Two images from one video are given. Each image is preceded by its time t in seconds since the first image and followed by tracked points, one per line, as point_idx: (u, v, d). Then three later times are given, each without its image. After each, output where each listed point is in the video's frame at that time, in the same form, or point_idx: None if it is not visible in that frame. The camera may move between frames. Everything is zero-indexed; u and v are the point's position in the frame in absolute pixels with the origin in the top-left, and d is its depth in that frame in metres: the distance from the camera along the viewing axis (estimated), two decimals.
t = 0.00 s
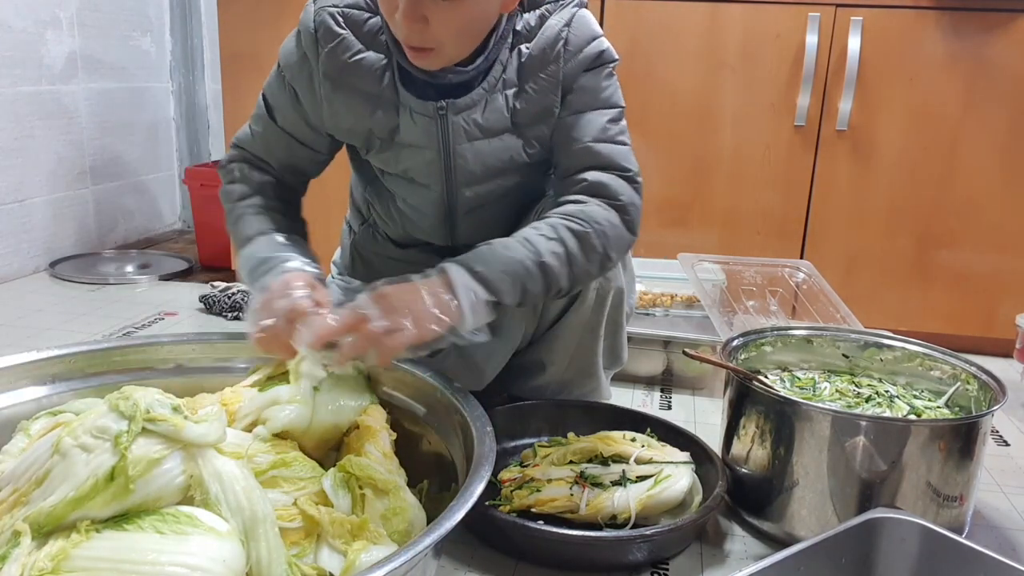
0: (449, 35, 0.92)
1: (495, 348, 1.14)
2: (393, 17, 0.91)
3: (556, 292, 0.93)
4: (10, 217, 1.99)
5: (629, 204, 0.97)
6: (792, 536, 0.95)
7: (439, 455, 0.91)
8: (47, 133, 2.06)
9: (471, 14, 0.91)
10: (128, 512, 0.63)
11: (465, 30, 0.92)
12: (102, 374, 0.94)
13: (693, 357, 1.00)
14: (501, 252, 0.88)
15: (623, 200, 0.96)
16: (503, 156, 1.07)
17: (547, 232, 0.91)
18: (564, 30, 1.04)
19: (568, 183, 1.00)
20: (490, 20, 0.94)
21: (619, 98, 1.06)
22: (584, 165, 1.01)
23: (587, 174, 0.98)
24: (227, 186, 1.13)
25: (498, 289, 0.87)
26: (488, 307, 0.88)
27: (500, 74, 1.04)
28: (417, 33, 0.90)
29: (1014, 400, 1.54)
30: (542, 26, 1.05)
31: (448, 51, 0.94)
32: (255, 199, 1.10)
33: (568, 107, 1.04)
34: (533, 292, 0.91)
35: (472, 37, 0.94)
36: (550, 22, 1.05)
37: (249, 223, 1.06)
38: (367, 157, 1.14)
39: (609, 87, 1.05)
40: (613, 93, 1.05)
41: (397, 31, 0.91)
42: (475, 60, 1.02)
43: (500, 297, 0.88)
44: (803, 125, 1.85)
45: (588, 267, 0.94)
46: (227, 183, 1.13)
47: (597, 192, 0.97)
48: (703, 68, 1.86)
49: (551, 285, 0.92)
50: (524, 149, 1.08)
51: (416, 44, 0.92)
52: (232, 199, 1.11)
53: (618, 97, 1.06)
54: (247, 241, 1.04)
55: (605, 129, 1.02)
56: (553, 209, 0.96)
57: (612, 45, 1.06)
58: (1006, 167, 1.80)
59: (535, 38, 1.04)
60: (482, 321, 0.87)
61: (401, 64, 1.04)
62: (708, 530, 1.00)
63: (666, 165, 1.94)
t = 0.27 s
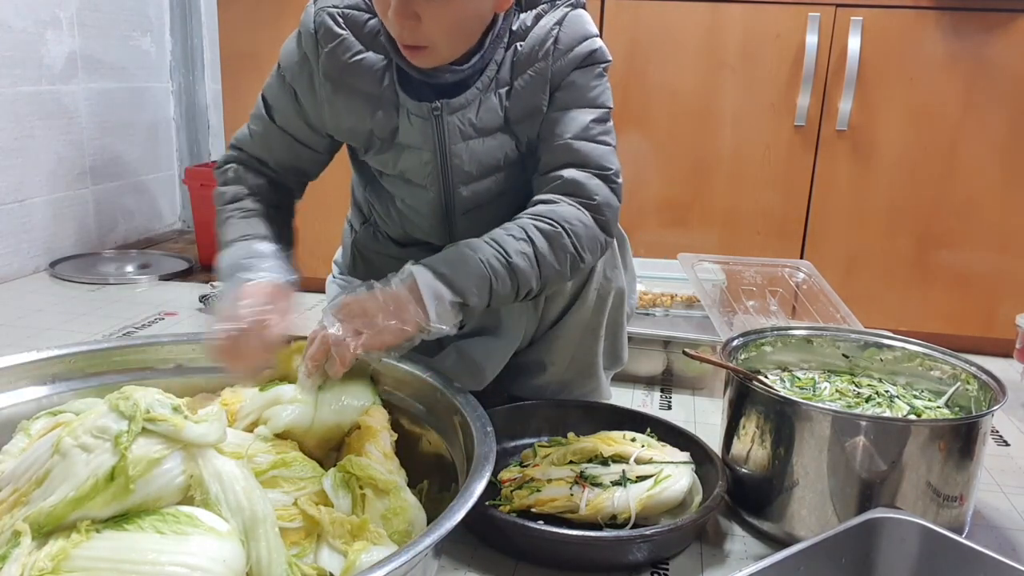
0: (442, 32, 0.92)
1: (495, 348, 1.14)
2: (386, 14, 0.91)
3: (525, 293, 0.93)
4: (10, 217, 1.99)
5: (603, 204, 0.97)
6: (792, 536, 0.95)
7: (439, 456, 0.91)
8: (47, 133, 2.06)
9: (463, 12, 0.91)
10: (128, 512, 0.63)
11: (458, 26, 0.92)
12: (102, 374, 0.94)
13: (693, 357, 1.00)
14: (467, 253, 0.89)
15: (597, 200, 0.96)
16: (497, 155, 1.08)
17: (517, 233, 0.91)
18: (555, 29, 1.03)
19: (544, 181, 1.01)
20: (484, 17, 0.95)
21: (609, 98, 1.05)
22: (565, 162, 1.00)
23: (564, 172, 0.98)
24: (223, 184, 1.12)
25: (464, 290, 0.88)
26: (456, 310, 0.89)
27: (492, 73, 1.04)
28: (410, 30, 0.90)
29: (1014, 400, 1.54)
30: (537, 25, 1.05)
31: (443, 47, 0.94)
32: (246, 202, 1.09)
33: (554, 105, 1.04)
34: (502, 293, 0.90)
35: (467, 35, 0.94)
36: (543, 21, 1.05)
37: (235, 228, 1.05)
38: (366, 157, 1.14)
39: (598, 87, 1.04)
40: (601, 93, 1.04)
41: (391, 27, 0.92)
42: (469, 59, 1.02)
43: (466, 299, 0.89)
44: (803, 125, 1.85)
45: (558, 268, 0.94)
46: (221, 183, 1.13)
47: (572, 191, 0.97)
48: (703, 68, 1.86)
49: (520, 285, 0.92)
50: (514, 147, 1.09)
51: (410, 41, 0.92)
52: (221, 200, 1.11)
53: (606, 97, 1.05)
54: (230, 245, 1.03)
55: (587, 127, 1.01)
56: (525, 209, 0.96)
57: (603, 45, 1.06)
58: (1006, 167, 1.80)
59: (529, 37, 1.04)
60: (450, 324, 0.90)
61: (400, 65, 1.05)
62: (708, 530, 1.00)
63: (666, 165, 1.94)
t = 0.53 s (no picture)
0: (437, 25, 0.92)
1: (496, 348, 1.14)
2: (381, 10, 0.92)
3: (534, 291, 0.95)
4: (10, 217, 1.99)
5: (607, 201, 0.99)
6: (792, 536, 0.95)
7: (439, 456, 0.91)
8: (47, 133, 2.06)
9: (457, 5, 0.92)
10: (128, 512, 0.63)
11: (452, 19, 0.93)
12: (102, 374, 0.94)
13: (693, 357, 1.00)
14: (477, 254, 0.90)
15: (601, 198, 0.98)
16: (497, 151, 1.08)
17: (524, 233, 0.93)
18: (552, 24, 1.05)
19: (547, 179, 1.02)
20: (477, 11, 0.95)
21: (607, 95, 1.07)
22: (567, 159, 1.01)
23: (568, 170, 1.00)
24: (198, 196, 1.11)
25: (475, 294, 0.89)
26: (467, 312, 0.90)
27: (489, 68, 1.04)
28: (404, 25, 0.91)
29: (1014, 400, 1.54)
30: (533, 20, 1.06)
31: (439, 43, 0.95)
32: (219, 216, 1.08)
33: (553, 101, 1.05)
34: (512, 293, 0.92)
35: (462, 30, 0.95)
36: (539, 17, 1.06)
37: (203, 246, 1.03)
38: (364, 155, 1.14)
39: (597, 82, 1.05)
40: (600, 89, 1.06)
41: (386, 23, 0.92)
42: (466, 54, 1.02)
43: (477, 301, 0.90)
44: (803, 125, 1.85)
45: (565, 266, 0.96)
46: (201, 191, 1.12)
47: (576, 188, 0.98)
48: (703, 68, 1.86)
49: (529, 284, 0.93)
50: (513, 144, 1.09)
51: (404, 37, 0.93)
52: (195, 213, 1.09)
53: (605, 93, 1.06)
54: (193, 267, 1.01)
55: (588, 124, 1.03)
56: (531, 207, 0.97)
57: (601, 41, 1.07)
58: (1007, 167, 1.80)
59: (526, 32, 1.05)
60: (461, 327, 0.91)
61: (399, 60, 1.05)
62: (708, 530, 1.00)
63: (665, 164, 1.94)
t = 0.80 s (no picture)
0: (436, 17, 0.92)
1: (496, 347, 1.14)
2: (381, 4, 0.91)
3: (533, 296, 0.93)
4: (10, 217, 1.99)
5: (599, 202, 0.97)
6: (792, 535, 0.95)
7: (439, 456, 0.91)
8: (47, 133, 2.06)
9: None
10: (128, 512, 0.63)
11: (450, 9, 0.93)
12: (103, 374, 0.94)
13: (693, 356, 1.00)
14: (479, 264, 0.88)
15: (593, 198, 0.96)
16: (491, 147, 1.08)
17: (523, 236, 0.91)
18: (549, 21, 1.03)
19: (539, 174, 1.00)
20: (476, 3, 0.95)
21: (604, 93, 1.04)
22: (560, 156, 0.99)
23: (562, 168, 0.97)
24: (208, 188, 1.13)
25: (481, 306, 0.87)
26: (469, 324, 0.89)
27: (484, 64, 1.04)
28: (403, 18, 0.90)
29: (1013, 400, 1.54)
30: (530, 17, 1.05)
31: (438, 34, 0.95)
32: (239, 201, 1.11)
33: (548, 97, 1.03)
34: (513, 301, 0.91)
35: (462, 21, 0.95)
36: (537, 14, 1.04)
37: (232, 227, 1.06)
38: (363, 150, 1.14)
39: (594, 81, 1.03)
40: (597, 87, 1.03)
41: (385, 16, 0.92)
42: (463, 49, 1.02)
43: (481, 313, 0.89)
44: (803, 125, 1.85)
45: (563, 270, 0.95)
46: (210, 182, 1.14)
47: (568, 188, 0.96)
48: (703, 68, 1.86)
49: (528, 290, 0.92)
50: (509, 139, 1.08)
51: (405, 29, 0.92)
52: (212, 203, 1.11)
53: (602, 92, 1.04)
54: (223, 249, 1.04)
55: (583, 121, 1.00)
56: (523, 208, 0.94)
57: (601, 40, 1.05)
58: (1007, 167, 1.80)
59: (523, 29, 1.04)
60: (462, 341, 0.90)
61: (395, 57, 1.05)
62: (708, 530, 1.00)
63: (665, 164, 1.94)
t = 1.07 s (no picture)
0: (446, 9, 0.93)
1: (496, 345, 1.14)
2: None
3: (511, 281, 0.90)
4: (10, 217, 1.99)
5: (593, 196, 0.94)
6: (792, 536, 0.95)
7: (440, 456, 0.91)
8: (47, 133, 2.06)
9: None
10: (128, 512, 0.63)
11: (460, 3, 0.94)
12: (102, 374, 0.94)
13: (693, 357, 1.00)
14: (456, 240, 0.85)
15: (587, 191, 0.94)
16: (493, 140, 1.07)
17: (507, 221, 0.88)
18: (554, 16, 1.03)
19: (536, 167, 0.98)
20: None
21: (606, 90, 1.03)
22: (558, 150, 0.98)
23: (558, 161, 0.95)
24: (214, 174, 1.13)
25: (450, 278, 0.84)
26: (441, 296, 0.85)
27: (488, 56, 1.04)
28: (415, 10, 0.92)
29: (1013, 399, 1.54)
30: (536, 12, 1.05)
31: (447, 27, 0.96)
32: (238, 189, 1.10)
33: (551, 91, 1.02)
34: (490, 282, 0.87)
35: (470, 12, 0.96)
36: (542, 9, 1.04)
37: (229, 215, 1.05)
38: (365, 144, 1.14)
39: (596, 76, 1.02)
40: (599, 84, 1.03)
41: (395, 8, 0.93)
42: (470, 42, 1.03)
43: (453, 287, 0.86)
44: (803, 125, 1.85)
45: (546, 260, 0.91)
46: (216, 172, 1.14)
47: (562, 180, 0.93)
48: (703, 68, 1.86)
49: (507, 274, 0.88)
50: (511, 133, 1.08)
51: (414, 21, 0.93)
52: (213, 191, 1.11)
53: (604, 88, 1.03)
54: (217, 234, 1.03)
55: (583, 116, 0.99)
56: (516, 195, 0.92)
57: (603, 36, 1.04)
58: (1006, 164, 1.80)
59: (528, 24, 1.04)
60: (435, 312, 0.86)
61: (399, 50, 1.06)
62: (708, 531, 1.00)
63: (665, 164, 1.94)
